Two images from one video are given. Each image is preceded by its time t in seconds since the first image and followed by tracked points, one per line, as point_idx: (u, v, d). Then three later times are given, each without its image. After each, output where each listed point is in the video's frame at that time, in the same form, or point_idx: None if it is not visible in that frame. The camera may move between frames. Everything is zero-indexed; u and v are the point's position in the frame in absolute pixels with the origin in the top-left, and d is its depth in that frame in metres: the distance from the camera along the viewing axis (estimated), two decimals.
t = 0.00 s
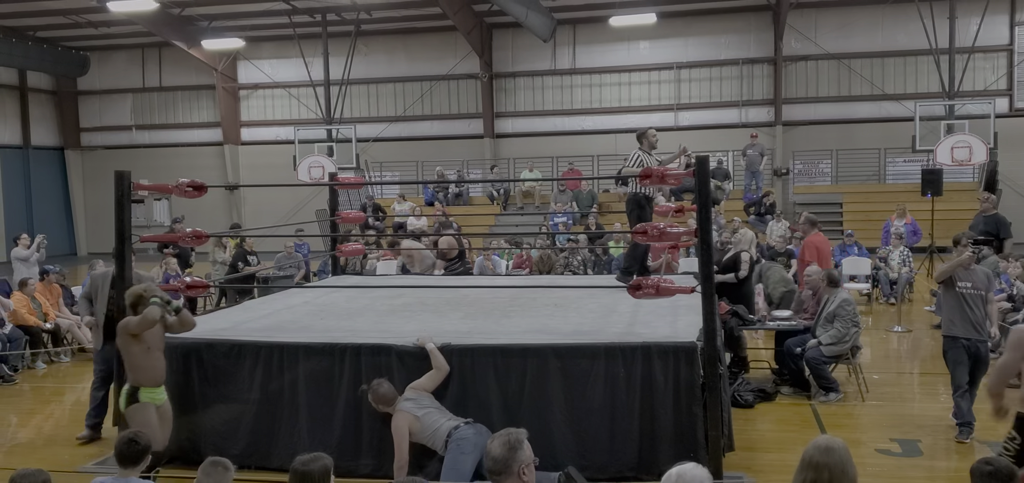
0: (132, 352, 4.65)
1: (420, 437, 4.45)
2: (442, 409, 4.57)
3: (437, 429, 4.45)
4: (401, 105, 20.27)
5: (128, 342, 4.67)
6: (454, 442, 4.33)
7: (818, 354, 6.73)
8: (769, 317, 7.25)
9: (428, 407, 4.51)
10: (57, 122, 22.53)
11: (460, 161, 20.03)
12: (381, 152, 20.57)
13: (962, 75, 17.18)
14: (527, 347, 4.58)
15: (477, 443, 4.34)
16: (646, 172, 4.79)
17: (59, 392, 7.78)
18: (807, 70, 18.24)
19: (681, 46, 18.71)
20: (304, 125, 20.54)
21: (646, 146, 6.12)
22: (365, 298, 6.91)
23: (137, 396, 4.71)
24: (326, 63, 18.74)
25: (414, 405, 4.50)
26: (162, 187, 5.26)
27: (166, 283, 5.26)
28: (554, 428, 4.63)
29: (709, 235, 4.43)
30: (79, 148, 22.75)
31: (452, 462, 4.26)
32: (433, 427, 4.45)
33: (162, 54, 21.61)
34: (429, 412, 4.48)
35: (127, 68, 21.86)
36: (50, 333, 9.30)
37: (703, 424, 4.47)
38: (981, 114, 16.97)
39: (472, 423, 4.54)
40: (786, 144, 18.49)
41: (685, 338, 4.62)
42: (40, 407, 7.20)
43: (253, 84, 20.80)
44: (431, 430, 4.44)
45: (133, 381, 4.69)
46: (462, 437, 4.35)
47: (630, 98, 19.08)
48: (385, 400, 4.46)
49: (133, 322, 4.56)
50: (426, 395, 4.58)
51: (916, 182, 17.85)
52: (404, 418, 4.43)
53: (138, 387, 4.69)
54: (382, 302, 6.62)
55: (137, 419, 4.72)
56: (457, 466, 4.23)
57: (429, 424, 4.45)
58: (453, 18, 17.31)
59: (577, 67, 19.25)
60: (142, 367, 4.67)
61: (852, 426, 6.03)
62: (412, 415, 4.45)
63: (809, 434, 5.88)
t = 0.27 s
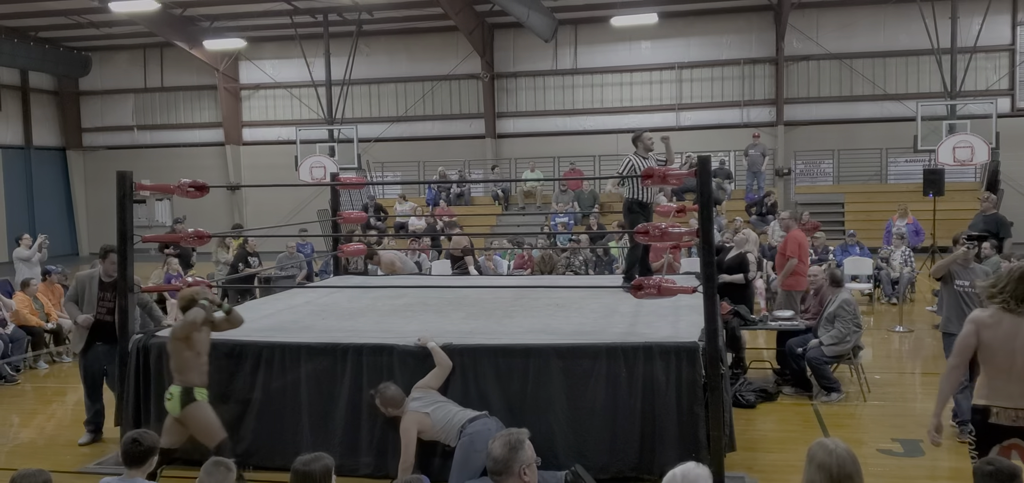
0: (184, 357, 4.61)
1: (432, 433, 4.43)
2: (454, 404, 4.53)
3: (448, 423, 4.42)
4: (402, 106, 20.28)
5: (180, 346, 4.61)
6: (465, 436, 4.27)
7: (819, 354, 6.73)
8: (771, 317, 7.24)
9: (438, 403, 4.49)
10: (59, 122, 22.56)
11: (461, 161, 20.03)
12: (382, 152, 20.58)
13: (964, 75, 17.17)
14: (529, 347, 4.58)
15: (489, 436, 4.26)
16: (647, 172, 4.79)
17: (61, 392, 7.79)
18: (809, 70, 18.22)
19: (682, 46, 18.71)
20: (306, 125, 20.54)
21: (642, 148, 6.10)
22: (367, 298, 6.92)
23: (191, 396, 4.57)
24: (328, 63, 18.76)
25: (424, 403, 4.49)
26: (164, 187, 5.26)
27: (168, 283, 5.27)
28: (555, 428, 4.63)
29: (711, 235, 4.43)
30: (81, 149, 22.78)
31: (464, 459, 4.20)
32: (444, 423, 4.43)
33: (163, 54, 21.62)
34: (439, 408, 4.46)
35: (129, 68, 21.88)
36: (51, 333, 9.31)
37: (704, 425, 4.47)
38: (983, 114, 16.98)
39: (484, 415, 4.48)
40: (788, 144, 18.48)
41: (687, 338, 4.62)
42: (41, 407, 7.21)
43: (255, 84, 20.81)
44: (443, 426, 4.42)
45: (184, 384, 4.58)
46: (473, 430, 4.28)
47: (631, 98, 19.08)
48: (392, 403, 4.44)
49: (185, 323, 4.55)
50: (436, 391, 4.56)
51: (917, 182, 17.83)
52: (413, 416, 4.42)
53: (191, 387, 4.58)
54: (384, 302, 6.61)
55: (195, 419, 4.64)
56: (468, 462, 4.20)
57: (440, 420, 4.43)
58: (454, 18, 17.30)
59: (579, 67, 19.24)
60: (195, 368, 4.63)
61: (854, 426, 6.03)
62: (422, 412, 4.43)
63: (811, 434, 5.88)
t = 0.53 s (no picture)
0: (245, 356, 4.59)
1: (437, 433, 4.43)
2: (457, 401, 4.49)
3: (453, 424, 4.40)
4: (403, 107, 20.28)
5: (243, 344, 4.57)
6: (469, 441, 4.29)
7: (822, 354, 6.73)
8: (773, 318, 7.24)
9: (440, 403, 4.46)
10: (60, 124, 22.59)
11: (463, 162, 20.03)
12: (383, 153, 20.59)
13: (965, 75, 17.15)
14: (530, 348, 4.58)
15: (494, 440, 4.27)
16: (649, 173, 4.79)
17: (63, 393, 7.79)
18: (810, 70, 18.21)
19: (684, 46, 18.71)
20: (308, 126, 20.54)
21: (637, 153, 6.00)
22: (368, 299, 6.91)
23: (250, 396, 4.58)
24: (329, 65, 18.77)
25: (426, 405, 4.46)
26: (166, 188, 5.27)
27: (170, 284, 5.27)
28: (557, 429, 4.63)
29: (712, 236, 4.42)
30: (82, 150, 22.80)
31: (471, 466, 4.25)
32: (447, 424, 4.41)
33: (165, 55, 21.64)
34: (441, 409, 4.43)
35: (131, 70, 21.91)
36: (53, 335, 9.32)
37: (706, 426, 4.47)
38: (985, 114, 16.98)
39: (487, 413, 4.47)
40: (790, 145, 18.48)
41: (688, 339, 4.62)
42: (43, 408, 7.21)
43: (257, 85, 20.82)
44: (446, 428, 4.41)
45: (244, 383, 4.58)
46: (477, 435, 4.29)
47: (632, 99, 19.07)
48: (397, 404, 4.44)
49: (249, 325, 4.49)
50: (437, 390, 4.54)
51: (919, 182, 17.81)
52: (415, 419, 4.40)
53: (250, 387, 4.58)
54: (386, 303, 6.61)
55: (252, 416, 4.68)
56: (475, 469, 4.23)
57: (443, 421, 4.41)
58: (456, 19, 17.30)
59: (580, 68, 19.24)
60: (255, 367, 4.62)
61: (856, 427, 6.02)
62: (424, 415, 4.41)
63: (813, 435, 5.87)
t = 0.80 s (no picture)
0: (303, 352, 4.47)
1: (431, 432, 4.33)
2: (453, 399, 4.39)
3: (448, 423, 4.29)
4: (404, 108, 20.29)
5: (300, 341, 4.45)
6: (465, 443, 4.20)
7: (823, 354, 6.74)
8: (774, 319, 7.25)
9: (435, 400, 4.36)
10: (62, 125, 22.62)
11: (464, 163, 20.03)
12: (384, 155, 20.60)
13: (966, 75, 17.14)
14: (532, 349, 4.58)
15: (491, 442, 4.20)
16: (650, 174, 4.80)
17: (64, 395, 7.80)
18: (811, 71, 18.21)
19: (685, 47, 18.71)
20: (309, 127, 20.56)
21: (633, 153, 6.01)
22: (369, 300, 6.92)
23: (296, 398, 4.47)
24: (330, 66, 18.82)
25: (420, 402, 4.37)
26: (167, 189, 5.28)
27: (171, 285, 5.29)
28: (558, 430, 4.64)
29: (713, 236, 4.43)
30: (84, 151, 22.84)
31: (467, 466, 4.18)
32: (442, 422, 4.31)
33: (166, 57, 21.66)
34: (437, 407, 4.33)
35: (132, 71, 21.94)
36: (54, 336, 9.31)
37: (707, 426, 4.48)
38: (986, 114, 16.98)
39: (484, 412, 4.38)
40: (790, 145, 18.48)
41: (690, 339, 4.62)
42: (44, 409, 7.22)
43: (258, 87, 20.85)
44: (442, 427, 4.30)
45: (294, 383, 4.46)
46: (474, 437, 4.20)
47: (633, 99, 19.08)
48: (395, 398, 4.38)
49: (310, 322, 4.32)
50: (433, 388, 4.44)
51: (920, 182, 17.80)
52: (410, 418, 4.31)
53: (298, 389, 4.47)
54: (387, 304, 6.62)
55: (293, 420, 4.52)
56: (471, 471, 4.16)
57: (438, 420, 4.31)
58: (457, 20, 17.31)
59: (581, 69, 19.24)
60: (309, 367, 4.50)
61: (857, 427, 6.02)
62: (419, 413, 4.32)
63: (815, 435, 5.87)
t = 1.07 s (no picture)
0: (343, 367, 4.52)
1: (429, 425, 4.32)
2: (456, 395, 4.32)
3: (448, 421, 4.25)
4: (404, 108, 20.29)
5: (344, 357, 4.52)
6: (464, 443, 4.22)
7: (823, 353, 6.74)
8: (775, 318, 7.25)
9: (437, 392, 4.30)
10: (62, 125, 22.62)
11: (464, 163, 20.03)
12: (385, 155, 20.60)
13: (966, 75, 17.15)
14: (532, 349, 4.59)
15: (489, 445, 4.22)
16: (650, 173, 4.80)
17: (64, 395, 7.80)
18: (811, 70, 18.22)
19: (685, 47, 18.72)
20: (308, 127, 20.56)
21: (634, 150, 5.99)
22: (369, 300, 6.92)
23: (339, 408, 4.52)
24: (329, 66, 18.84)
25: (421, 393, 4.31)
26: (167, 189, 5.29)
27: (171, 285, 5.29)
28: (558, 429, 4.65)
29: (713, 236, 4.43)
30: (84, 151, 22.85)
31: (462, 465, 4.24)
32: (441, 415, 4.26)
33: (166, 57, 21.67)
34: (438, 399, 4.27)
35: (132, 71, 21.94)
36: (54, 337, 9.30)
37: (707, 425, 4.49)
38: (986, 114, 16.99)
39: (484, 409, 4.34)
40: (790, 144, 18.48)
41: (690, 339, 4.63)
42: (44, 410, 7.23)
43: (258, 86, 20.85)
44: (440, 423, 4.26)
45: (332, 395, 4.53)
46: (473, 440, 4.22)
47: (633, 99, 19.09)
48: (399, 385, 4.44)
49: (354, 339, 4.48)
50: (436, 379, 4.37)
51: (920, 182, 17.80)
52: (409, 407, 4.28)
53: (337, 398, 4.53)
54: (387, 304, 6.63)
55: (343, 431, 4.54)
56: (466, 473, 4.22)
57: (437, 415, 4.26)
58: (457, 20, 17.31)
59: (581, 69, 19.24)
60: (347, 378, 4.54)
61: (857, 427, 6.03)
62: (418, 403, 4.28)
63: (814, 434, 5.88)
